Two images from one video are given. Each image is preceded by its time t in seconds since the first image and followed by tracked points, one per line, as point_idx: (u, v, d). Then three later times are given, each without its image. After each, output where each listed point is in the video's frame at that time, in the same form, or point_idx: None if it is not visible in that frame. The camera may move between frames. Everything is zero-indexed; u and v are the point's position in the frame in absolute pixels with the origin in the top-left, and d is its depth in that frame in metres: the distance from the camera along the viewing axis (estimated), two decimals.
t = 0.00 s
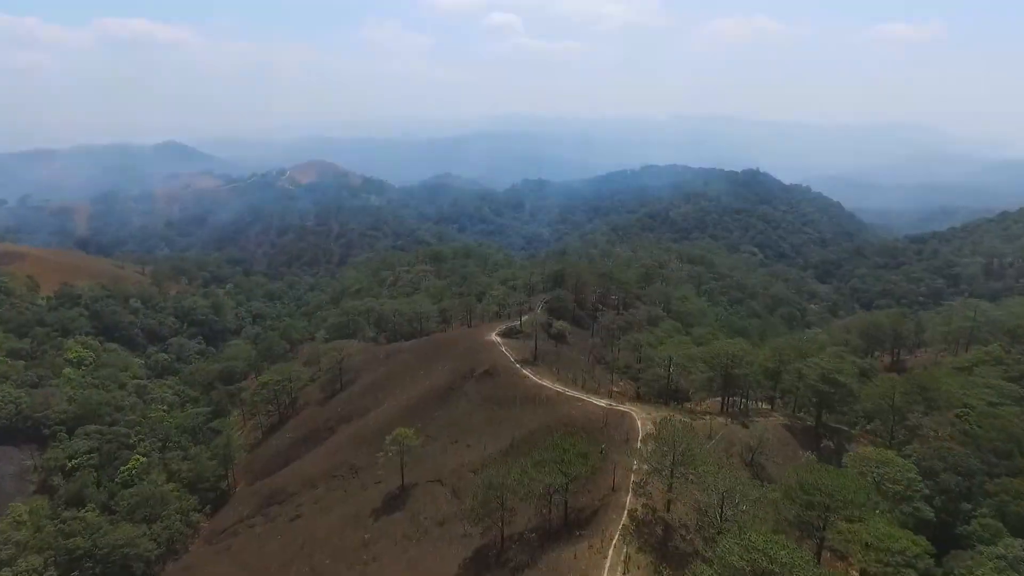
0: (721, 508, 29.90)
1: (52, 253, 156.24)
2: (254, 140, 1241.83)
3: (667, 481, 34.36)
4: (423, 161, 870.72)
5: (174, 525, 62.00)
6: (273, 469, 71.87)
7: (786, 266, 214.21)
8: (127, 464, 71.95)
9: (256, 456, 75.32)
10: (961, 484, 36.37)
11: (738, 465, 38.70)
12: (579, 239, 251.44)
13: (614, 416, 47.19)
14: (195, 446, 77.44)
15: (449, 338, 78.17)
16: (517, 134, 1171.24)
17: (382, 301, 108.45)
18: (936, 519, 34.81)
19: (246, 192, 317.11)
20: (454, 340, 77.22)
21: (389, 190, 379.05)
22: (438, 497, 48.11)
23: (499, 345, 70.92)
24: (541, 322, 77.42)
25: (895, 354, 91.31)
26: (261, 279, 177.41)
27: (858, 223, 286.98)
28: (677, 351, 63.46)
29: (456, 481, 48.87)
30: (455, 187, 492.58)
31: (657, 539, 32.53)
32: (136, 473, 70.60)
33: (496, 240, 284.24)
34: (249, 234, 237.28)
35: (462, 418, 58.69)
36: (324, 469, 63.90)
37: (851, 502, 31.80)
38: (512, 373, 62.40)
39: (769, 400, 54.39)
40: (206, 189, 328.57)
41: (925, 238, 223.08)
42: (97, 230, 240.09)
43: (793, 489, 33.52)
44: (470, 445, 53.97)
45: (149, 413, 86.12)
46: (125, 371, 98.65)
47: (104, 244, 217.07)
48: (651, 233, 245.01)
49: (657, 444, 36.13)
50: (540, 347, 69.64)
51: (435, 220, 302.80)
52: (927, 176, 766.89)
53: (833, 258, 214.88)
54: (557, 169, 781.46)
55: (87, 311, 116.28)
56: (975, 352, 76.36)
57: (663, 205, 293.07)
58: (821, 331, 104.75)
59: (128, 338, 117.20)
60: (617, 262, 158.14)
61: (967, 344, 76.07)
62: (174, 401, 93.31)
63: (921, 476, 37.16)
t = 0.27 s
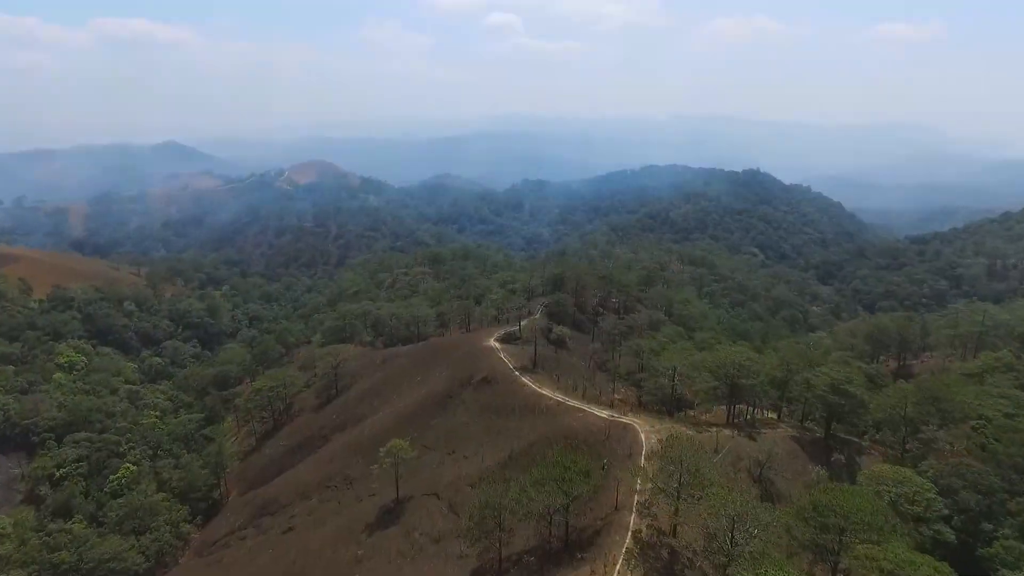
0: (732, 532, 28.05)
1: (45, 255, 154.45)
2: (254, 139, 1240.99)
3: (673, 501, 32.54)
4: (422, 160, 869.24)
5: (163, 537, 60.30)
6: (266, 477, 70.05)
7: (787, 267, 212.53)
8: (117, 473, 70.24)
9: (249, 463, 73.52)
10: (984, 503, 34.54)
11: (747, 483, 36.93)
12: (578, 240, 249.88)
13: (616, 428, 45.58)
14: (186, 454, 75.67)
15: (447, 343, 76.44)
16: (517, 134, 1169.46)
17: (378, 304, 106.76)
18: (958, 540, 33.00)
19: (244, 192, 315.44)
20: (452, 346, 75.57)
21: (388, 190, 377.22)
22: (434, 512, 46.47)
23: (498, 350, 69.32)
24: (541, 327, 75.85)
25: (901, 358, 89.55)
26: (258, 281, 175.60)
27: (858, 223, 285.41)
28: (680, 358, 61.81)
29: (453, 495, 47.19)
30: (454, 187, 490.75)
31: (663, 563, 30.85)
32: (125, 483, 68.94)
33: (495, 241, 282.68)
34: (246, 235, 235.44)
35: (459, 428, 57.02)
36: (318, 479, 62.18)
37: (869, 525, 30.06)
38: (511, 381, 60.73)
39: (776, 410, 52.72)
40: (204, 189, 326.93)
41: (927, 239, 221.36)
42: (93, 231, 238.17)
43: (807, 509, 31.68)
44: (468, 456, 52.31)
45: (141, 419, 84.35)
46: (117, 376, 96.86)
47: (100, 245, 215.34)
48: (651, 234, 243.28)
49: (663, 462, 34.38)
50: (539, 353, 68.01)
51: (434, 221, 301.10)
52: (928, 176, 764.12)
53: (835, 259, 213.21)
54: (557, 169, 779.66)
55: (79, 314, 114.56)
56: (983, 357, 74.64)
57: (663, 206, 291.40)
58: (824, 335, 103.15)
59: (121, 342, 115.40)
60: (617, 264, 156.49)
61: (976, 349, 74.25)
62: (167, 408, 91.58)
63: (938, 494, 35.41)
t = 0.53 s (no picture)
0: (745, 561, 26.47)
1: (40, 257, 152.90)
2: (254, 139, 1241.15)
3: (681, 525, 30.92)
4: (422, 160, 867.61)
5: (153, 550, 58.70)
6: (260, 487, 68.36)
7: (790, 268, 210.81)
8: (107, 483, 68.72)
9: (242, 472, 71.84)
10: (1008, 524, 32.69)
11: (757, 502, 35.21)
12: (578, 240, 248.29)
13: (620, 441, 43.88)
14: (178, 463, 73.96)
15: (445, 349, 74.72)
16: (518, 134, 1167.43)
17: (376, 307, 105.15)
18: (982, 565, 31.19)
19: (243, 193, 313.95)
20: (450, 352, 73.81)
21: (387, 190, 375.42)
22: (430, 528, 44.76)
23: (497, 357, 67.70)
24: (541, 332, 74.36)
25: (908, 363, 87.75)
26: (255, 282, 173.95)
27: (860, 223, 283.44)
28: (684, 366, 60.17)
29: (450, 510, 45.51)
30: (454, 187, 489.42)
31: None
32: (115, 493, 67.27)
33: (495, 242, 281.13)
34: (244, 236, 233.69)
35: (457, 438, 55.34)
36: (312, 489, 60.51)
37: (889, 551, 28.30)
38: (511, 389, 59.00)
39: (784, 421, 51.04)
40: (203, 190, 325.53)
41: (930, 239, 219.44)
42: (90, 232, 236.60)
43: (822, 531, 30.14)
44: (466, 469, 50.61)
45: (133, 426, 82.72)
46: (110, 381, 95.21)
47: (97, 246, 213.77)
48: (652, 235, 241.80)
49: (670, 481, 32.63)
50: (539, 359, 66.42)
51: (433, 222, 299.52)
52: (928, 176, 764.25)
53: (837, 260, 211.53)
54: (557, 169, 777.98)
55: (73, 317, 112.94)
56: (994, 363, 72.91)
57: (664, 206, 289.78)
58: (829, 339, 101.46)
59: (116, 345, 113.80)
60: (618, 265, 154.92)
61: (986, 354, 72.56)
62: (160, 413, 89.88)
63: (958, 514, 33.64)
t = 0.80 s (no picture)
0: None
1: (35, 258, 151.26)
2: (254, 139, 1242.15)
3: (690, 550, 29.12)
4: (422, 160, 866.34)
5: (141, 563, 56.90)
6: (253, 496, 66.63)
7: (791, 269, 209.12)
8: (96, 492, 67.30)
9: (236, 480, 70.16)
10: None
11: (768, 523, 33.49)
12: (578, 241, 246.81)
13: (623, 456, 42.18)
14: (170, 471, 72.20)
15: (443, 354, 72.98)
16: (517, 134, 1166.41)
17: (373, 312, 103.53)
18: None
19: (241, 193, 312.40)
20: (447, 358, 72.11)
21: (386, 190, 373.44)
22: (426, 545, 43.08)
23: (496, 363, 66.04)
24: (541, 338, 72.70)
25: (915, 368, 85.93)
26: (252, 284, 172.14)
27: (861, 223, 281.59)
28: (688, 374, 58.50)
29: (446, 526, 43.81)
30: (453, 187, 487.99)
31: None
32: (104, 504, 65.68)
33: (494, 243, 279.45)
34: (241, 237, 231.85)
35: (454, 449, 53.63)
36: (306, 500, 58.81)
37: None
38: (510, 398, 57.29)
39: (793, 433, 49.34)
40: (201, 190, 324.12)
41: (932, 240, 217.75)
42: (86, 233, 234.76)
43: (839, 557, 28.39)
44: (463, 482, 48.91)
45: (125, 433, 81.01)
46: (103, 386, 93.53)
47: (94, 247, 212.15)
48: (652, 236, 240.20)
49: (678, 503, 30.84)
50: (539, 366, 64.71)
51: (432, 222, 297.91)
52: (928, 176, 762.54)
53: (839, 261, 209.81)
54: (557, 169, 776.36)
55: (66, 320, 111.24)
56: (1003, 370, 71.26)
57: (664, 206, 288.14)
58: (833, 342, 99.83)
59: (109, 349, 112.11)
60: (618, 267, 153.34)
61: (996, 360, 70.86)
62: (153, 420, 88.11)
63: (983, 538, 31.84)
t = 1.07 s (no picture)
0: None
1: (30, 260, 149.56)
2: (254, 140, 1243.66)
3: None
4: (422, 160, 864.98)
5: None
6: (246, 506, 64.91)
7: (793, 270, 207.45)
8: (84, 503, 65.83)
9: (228, 489, 68.42)
10: None
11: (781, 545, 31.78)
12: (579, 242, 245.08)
13: (628, 471, 40.41)
14: (162, 480, 70.54)
15: (441, 360, 71.24)
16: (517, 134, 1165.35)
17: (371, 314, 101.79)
18: None
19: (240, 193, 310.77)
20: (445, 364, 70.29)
21: (385, 191, 371.87)
22: (422, 563, 41.36)
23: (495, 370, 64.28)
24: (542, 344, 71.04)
25: (921, 372, 84.34)
26: (250, 286, 170.43)
27: (863, 224, 279.74)
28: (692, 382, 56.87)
29: (443, 543, 42.06)
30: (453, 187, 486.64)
31: None
32: (93, 515, 64.24)
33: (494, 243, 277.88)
34: (239, 238, 230.12)
35: (452, 460, 51.88)
36: (299, 512, 57.04)
37: None
38: (510, 406, 55.56)
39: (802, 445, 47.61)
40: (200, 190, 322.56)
41: (935, 240, 216.09)
42: (83, 234, 232.94)
43: None
44: (461, 495, 47.20)
45: (116, 441, 79.34)
46: (96, 391, 91.87)
47: (91, 248, 210.55)
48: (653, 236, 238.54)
49: (687, 525, 29.15)
50: (540, 372, 62.99)
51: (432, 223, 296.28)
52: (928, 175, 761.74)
53: (841, 262, 208.14)
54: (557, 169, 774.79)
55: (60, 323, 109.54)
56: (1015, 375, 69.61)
57: (665, 207, 286.41)
58: (839, 346, 98.19)
59: (104, 352, 110.41)
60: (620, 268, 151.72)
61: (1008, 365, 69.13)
62: (146, 426, 86.49)
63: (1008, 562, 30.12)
